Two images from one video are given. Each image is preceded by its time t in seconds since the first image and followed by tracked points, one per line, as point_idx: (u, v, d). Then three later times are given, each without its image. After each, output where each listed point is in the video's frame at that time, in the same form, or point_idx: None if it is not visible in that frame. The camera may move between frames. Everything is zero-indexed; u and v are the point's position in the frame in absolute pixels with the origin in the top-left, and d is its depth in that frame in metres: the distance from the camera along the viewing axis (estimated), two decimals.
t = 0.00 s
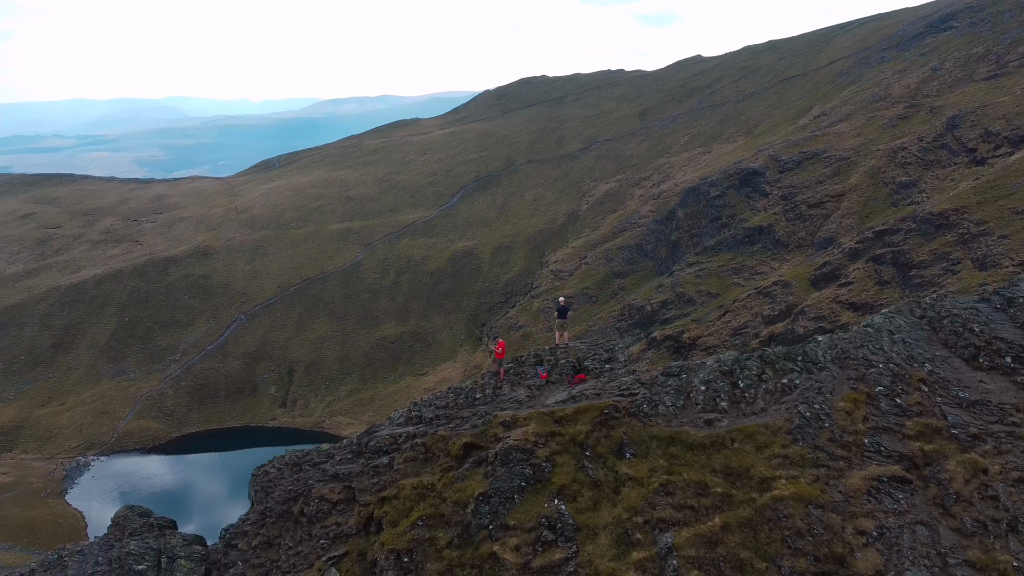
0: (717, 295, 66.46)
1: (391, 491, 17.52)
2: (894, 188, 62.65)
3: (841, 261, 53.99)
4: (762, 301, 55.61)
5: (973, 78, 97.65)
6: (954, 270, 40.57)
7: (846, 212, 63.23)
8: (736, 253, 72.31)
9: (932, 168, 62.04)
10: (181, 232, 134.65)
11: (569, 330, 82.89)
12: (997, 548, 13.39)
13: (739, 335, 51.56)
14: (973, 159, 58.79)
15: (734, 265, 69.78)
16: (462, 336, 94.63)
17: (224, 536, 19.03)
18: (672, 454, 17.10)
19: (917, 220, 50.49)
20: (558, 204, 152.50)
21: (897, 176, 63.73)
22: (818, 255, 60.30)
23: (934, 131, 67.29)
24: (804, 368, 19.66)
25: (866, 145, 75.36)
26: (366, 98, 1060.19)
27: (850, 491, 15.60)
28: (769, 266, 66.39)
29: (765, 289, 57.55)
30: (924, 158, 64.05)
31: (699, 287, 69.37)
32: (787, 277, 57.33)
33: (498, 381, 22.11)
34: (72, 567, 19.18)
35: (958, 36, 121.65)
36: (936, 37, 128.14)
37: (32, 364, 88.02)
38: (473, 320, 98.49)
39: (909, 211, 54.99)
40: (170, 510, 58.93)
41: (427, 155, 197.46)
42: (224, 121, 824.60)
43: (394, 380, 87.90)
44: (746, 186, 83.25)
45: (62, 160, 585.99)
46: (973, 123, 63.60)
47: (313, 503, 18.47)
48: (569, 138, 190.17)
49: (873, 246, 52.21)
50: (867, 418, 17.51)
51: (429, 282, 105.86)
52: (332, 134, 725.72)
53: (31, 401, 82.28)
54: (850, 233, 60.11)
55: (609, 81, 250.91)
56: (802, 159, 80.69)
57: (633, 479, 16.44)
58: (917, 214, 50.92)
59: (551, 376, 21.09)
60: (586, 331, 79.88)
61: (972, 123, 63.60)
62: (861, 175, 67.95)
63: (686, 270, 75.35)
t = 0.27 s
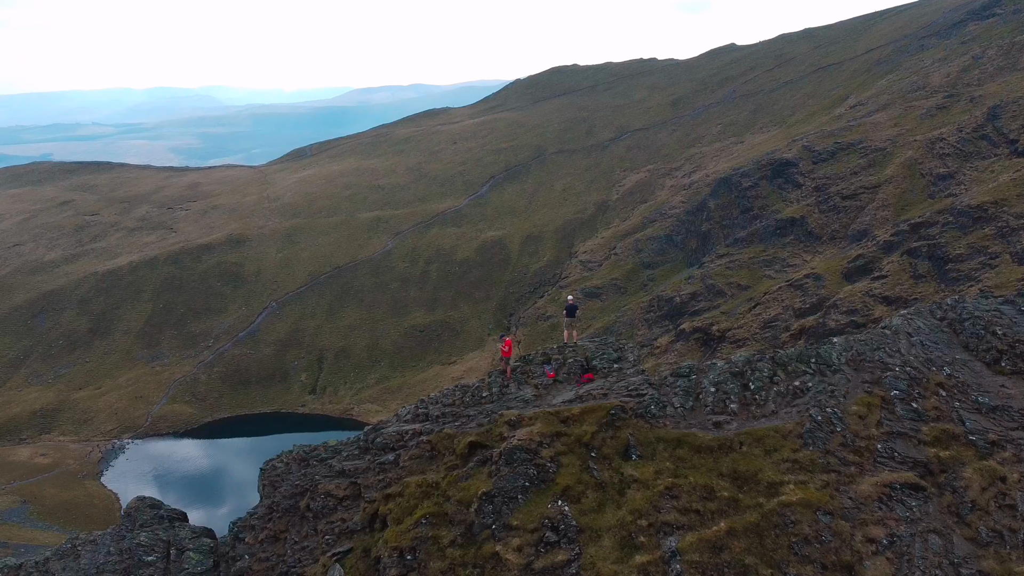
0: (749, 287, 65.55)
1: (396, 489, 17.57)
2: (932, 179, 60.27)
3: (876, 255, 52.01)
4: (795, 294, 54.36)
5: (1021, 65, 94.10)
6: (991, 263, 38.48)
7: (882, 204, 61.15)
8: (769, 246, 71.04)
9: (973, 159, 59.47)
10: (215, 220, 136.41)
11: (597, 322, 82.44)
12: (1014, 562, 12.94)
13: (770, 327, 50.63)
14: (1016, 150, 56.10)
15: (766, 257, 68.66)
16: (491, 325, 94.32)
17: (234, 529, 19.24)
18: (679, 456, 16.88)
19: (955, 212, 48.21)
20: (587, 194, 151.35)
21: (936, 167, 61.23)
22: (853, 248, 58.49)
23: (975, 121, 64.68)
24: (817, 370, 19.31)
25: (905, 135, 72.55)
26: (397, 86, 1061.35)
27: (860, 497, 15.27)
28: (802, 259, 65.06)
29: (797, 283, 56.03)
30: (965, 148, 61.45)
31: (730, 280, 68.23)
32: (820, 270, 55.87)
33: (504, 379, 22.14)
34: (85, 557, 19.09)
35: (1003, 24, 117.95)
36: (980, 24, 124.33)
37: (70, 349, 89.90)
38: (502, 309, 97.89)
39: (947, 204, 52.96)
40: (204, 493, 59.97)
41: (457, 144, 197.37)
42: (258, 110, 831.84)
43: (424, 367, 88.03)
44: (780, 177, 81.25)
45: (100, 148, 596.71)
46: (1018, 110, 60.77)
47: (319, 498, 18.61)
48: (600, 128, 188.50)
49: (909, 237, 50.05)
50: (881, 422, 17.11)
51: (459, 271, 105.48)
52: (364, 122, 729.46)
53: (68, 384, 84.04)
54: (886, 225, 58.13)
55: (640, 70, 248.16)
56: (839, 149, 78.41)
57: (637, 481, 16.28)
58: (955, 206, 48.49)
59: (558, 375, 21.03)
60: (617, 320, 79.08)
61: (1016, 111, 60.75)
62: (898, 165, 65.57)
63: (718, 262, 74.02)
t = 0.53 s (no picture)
0: (776, 280, 64.63)
1: (399, 486, 17.61)
2: (967, 171, 58.52)
3: (906, 249, 50.52)
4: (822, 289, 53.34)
5: None
6: None
7: (914, 197, 59.62)
8: (797, 239, 69.74)
9: (1010, 151, 57.66)
10: (242, 210, 137.63)
11: (622, 314, 81.91)
12: None
13: (795, 322, 49.99)
14: None
15: (794, 250, 67.49)
16: (515, 316, 94.06)
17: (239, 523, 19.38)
18: (684, 458, 16.69)
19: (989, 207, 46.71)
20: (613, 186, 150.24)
21: (970, 160, 59.46)
22: (882, 242, 57.18)
23: (1013, 112, 62.70)
24: (829, 372, 18.99)
25: (939, 126, 70.33)
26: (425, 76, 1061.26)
27: (869, 503, 14.97)
28: (830, 252, 63.82)
29: (825, 277, 54.79)
30: (1002, 140, 59.58)
31: (757, 273, 67.31)
32: (848, 263, 54.62)
33: (509, 377, 22.14)
34: (96, 548, 20.11)
35: None
36: (1019, 13, 120.91)
37: (101, 337, 91.63)
38: (526, 301, 97.59)
39: (980, 197, 51.47)
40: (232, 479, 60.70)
41: (483, 134, 197.09)
42: (287, 99, 836.76)
43: (448, 357, 88.07)
44: (809, 169, 79.37)
45: (132, 137, 604.78)
46: None
47: (324, 495, 18.77)
48: (626, 119, 186.89)
49: (941, 232, 48.59)
50: (893, 427, 16.77)
51: (483, 262, 105.20)
52: (391, 112, 731.60)
53: (99, 371, 85.65)
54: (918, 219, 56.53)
55: (668, 60, 245.52)
56: (870, 141, 76.18)
57: (642, 482, 16.12)
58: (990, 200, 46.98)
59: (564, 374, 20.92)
60: (642, 312, 78.44)
61: None
62: (931, 157, 63.79)
63: (745, 255, 73.01)
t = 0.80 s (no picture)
0: (809, 273, 63.47)
1: (404, 484, 17.71)
2: (1008, 163, 56.51)
3: (943, 242, 48.90)
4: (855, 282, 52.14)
5: None
6: None
7: (953, 189, 57.74)
8: (830, 231, 68.21)
9: None
10: (274, 198, 138.93)
11: (651, 305, 81.23)
12: None
13: (827, 316, 49.08)
14: None
15: (827, 242, 66.07)
16: (543, 306, 93.69)
17: (247, 516, 20.13)
18: (690, 461, 16.49)
19: None
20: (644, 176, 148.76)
21: (1012, 151, 57.42)
22: (918, 235, 55.66)
23: None
24: (842, 376, 18.64)
25: (981, 116, 67.89)
26: (458, 65, 1061.33)
27: (879, 510, 14.59)
28: (864, 245, 62.27)
29: (858, 271, 53.42)
30: None
31: (789, 265, 66.18)
32: (883, 257, 53.17)
33: (516, 377, 22.27)
34: (109, 539, 20.76)
35: None
36: None
37: (136, 322, 93.47)
38: (554, 291, 97.16)
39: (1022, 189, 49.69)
40: (262, 463, 61.29)
41: (513, 124, 196.39)
42: (320, 87, 841.07)
43: (476, 346, 88.07)
44: (844, 160, 77.32)
45: (170, 125, 614.06)
46: None
47: (331, 491, 19.09)
48: (658, 109, 184.72)
49: (980, 226, 47.01)
50: (907, 433, 16.36)
51: (512, 252, 104.80)
52: (422, 101, 732.67)
53: (134, 356, 87.41)
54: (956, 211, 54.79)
55: (703, 49, 242.06)
56: (908, 131, 73.69)
57: (646, 484, 15.96)
58: None
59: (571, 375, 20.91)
60: (672, 303, 77.70)
61: None
62: (972, 148, 61.71)
63: (777, 247, 71.79)
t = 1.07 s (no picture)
0: (841, 266, 62.25)
1: (410, 482, 17.78)
2: None
3: (981, 235, 47.07)
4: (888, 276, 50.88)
5: None
6: None
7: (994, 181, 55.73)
8: (864, 224, 66.67)
9: None
10: (306, 186, 139.99)
11: (681, 297, 80.45)
12: None
13: (859, 310, 48.11)
14: None
15: (861, 236, 64.65)
16: (572, 297, 93.27)
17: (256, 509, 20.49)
18: (696, 465, 16.28)
19: None
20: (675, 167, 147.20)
21: None
22: (955, 228, 54.08)
23: None
24: (855, 380, 18.29)
25: None
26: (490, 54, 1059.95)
27: (890, 518, 14.20)
28: (899, 238, 60.70)
29: (892, 265, 52.00)
30: None
31: (822, 258, 64.95)
32: (918, 250, 51.68)
33: (522, 376, 22.39)
34: (121, 528, 21.22)
35: None
36: None
37: (170, 308, 95.07)
38: (583, 282, 96.69)
39: None
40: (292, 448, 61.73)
41: (544, 113, 195.38)
42: (354, 76, 845.18)
43: (504, 336, 88.00)
44: (881, 151, 75.43)
45: (207, 113, 622.52)
46: None
47: (338, 486, 19.29)
48: (691, 98, 182.37)
49: (1020, 218, 45.04)
50: (921, 439, 15.96)
51: (541, 241, 104.33)
52: (454, 90, 733.12)
53: (168, 341, 88.98)
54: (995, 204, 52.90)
55: (737, 37, 238.40)
56: (948, 121, 71.69)
57: (651, 486, 15.80)
58: None
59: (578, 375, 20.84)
60: (701, 295, 76.88)
61: None
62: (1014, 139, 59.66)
63: (809, 239, 70.51)
